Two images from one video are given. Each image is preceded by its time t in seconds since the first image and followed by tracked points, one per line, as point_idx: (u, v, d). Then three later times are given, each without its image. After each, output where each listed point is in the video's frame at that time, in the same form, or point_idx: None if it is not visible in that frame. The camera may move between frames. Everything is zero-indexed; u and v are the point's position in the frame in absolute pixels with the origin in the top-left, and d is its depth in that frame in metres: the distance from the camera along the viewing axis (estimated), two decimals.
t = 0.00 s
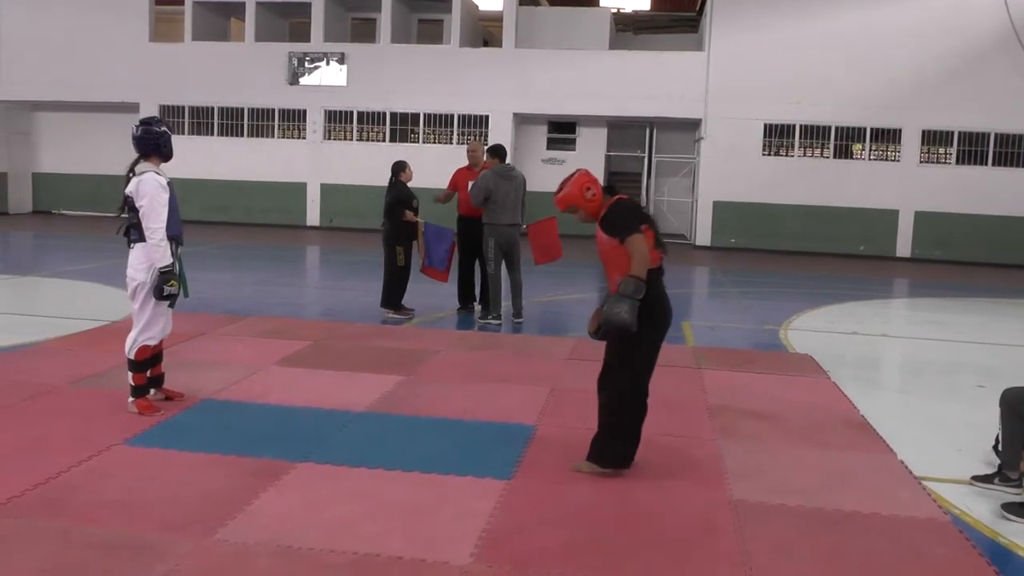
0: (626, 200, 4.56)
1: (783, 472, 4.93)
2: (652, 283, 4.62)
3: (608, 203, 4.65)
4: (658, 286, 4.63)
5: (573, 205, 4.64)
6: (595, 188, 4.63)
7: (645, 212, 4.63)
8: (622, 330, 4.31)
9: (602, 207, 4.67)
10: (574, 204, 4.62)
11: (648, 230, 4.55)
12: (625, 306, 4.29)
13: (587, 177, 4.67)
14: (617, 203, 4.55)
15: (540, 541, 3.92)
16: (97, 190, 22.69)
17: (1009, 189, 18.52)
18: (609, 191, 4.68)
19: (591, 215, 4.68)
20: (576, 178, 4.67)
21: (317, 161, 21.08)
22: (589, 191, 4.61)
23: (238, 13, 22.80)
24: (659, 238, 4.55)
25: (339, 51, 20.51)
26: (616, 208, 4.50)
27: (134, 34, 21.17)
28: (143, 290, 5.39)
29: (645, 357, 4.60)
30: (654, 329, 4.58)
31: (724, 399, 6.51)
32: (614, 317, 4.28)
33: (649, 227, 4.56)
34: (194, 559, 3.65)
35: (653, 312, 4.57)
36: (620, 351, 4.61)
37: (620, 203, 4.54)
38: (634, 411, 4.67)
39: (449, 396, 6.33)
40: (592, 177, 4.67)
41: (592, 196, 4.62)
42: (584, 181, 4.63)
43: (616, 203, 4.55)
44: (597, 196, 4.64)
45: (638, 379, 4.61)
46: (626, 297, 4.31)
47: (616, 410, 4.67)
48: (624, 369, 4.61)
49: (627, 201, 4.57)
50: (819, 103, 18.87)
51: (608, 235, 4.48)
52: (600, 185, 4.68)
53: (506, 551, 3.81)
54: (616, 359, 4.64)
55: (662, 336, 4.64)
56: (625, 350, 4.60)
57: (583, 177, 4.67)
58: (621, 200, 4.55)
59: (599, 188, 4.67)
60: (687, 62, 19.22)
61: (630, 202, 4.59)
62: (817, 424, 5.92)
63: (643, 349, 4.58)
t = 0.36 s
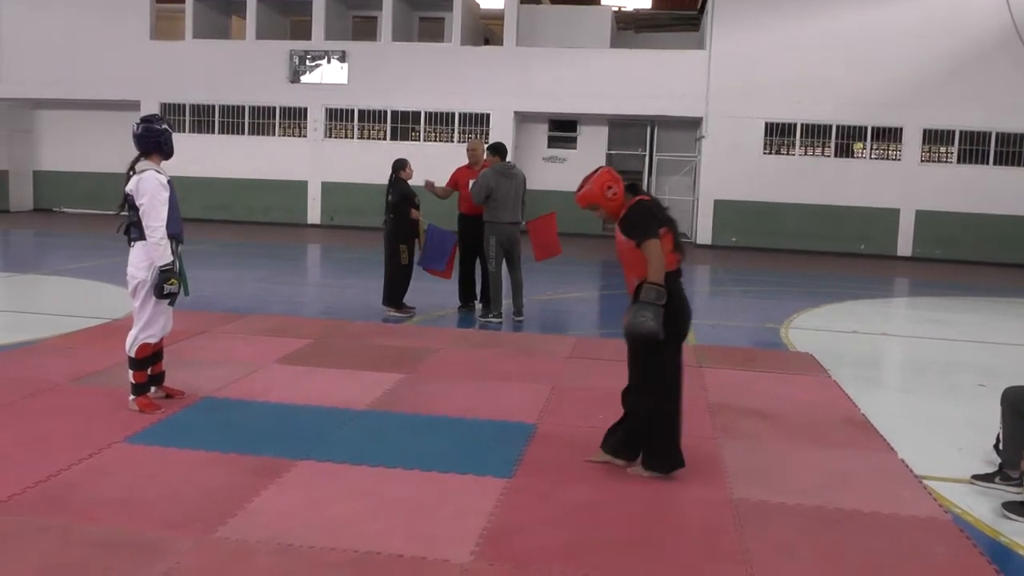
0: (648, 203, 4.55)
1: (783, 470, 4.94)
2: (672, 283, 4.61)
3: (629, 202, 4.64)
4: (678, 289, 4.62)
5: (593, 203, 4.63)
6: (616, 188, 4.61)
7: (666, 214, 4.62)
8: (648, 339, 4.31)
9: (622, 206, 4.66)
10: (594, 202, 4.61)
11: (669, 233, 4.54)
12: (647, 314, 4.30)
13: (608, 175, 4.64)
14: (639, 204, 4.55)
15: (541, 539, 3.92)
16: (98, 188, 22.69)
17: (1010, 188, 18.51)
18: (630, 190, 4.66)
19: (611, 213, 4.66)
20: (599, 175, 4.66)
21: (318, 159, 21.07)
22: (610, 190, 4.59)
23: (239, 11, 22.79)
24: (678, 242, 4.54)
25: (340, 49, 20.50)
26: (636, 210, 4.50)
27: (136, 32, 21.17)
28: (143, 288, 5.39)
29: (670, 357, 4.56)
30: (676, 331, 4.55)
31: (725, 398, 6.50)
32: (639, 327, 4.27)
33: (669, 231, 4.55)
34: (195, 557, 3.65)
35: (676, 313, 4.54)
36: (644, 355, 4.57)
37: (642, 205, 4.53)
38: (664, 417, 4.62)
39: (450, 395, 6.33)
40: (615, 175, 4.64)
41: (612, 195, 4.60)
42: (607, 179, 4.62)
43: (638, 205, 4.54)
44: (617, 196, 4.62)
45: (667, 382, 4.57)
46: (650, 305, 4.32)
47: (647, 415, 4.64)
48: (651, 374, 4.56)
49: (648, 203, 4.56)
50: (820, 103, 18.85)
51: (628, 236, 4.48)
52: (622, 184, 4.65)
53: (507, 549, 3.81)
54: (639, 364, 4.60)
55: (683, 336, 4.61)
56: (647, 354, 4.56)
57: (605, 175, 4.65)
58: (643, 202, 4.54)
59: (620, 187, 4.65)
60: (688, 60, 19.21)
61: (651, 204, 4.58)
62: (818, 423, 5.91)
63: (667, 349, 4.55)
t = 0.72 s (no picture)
0: (662, 205, 4.50)
1: (784, 468, 4.94)
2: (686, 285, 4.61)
3: (645, 203, 4.64)
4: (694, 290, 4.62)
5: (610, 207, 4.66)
6: (631, 192, 4.61)
7: (681, 213, 4.57)
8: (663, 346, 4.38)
9: (640, 207, 4.66)
10: (610, 204, 4.64)
11: (685, 235, 4.51)
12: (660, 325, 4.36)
13: (622, 179, 4.65)
14: (653, 207, 4.50)
15: (542, 536, 3.93)
16: (100, 185, 22.70)
17: (1012, 186, 18.49)
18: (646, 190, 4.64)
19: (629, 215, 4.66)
20: (614, 177, 4.67)
21: (319, 156, 21.07)
22: (624, 193, 4.61)
23: (241, 8, 22.79)
24: (695, 244, 4.51)
25: (342, 46, 20.50)
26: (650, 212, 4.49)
27: (138, 29, 21.17)
28: (145, 285, 5.40)
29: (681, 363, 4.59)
30: (689, 337, 4.59)
31: (727, 395, 6.50)
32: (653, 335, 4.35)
33: (685, 233, 4.51)
34: (197, 553, 3.65)
35: (691, 318, 4.57)
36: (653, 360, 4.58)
37: (656, 207, 4.48)
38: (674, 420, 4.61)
39: (451, 392, 6.33)
40: (629, 178, 4.64)
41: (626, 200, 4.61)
42: (622, 182, 4.63)
43: (652, 207, 4.49)
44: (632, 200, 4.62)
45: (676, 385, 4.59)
46: (662, 313, 4.37)
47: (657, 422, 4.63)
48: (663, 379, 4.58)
49: (662, 204, 4.52)
50: (822, 101, 18.84)
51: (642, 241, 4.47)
52: (637, 186, 4.64)
53: (508, 546, 3.82)
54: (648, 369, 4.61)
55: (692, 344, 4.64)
56: (659, 361, 4.57)
57: (620, 177, 4.66)
58: (657, 205, 4.50)
59: (636, 188, 4.64)
60: (690, 58, 19.20)
61: (666, 205, 4.53)
62: (820, 421, 5.91)
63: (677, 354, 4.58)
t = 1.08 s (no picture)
0: (663, 203, 4.52)
1: (785, 466, 4.94)
2: (690, 282, 4.63)
3: (645, 203, 4.64)
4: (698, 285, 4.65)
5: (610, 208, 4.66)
6: (630, 191, 4.61)
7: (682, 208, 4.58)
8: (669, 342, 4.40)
9: (639, 207, 4.67)
10: (611, 207, 4.64)
11: (687, 231, 4.53)
12: (666, 321, 4.38)
13: (619, 180, 4.64)
14: (654, 205, 4.52)
15: (542, 534, 3.93)
16: (101, 183, 22.69)
17: (1012, 184, 18.49)
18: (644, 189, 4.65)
19: (629, 215, 4.67)
20: (612, 179, 4.67)
21: (320, 155, 21.07)
22: (624, 194, 4.60)
23: (242, 6, 22.80)
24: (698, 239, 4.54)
25: (343, 44, 20.51)
26: (652, 210, 4.50)
27: (139, 27, 21.18)
28: (147, 283, 5.40)
29: (690, 361, 4.60)
30: (697, 331, 4.59)
31: (728, 393, 6.51)
32: (659, 331, 4.38)
33: (687, 228, 4.54)
34: (198, 551, 3.66)
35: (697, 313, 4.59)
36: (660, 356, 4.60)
37: (658, 205, 4.51)
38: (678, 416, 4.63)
39: (452, 390, 6.33)
40: (627, 178, 4.64)
41: (626, 199, 4.61)
42: (620, 183, 4.63)
43: (654, 206, 4.52)
44: (632, 199, 4.61)
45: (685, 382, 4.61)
46: (669, 309, 4.39)
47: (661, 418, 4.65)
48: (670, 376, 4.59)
49: (663, 202, 4.54)
50: (823, 99, 18.84)
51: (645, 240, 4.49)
52: (636, 185, 4.64)
53: (509, 544, 3.83)
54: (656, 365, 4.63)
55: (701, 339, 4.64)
56: (666, 357, 4.59)
57: (617, 179, 4.65)
58: (659, 203, 4.52)
59: (634, 188, 4.64)
60: (691, 57, 19.20)
61: (667, 202, 4.56)
62: (820, 418, 5.92)
63: (687, 352, 4.59)
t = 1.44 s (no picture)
0: (660, 196, 4.55)
1: (787, 465, 4.94)
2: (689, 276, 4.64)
3: (640, 199, 4.65)
4: (696, 279, 4.66)
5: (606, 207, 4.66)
6: (626, 188, 4.63)
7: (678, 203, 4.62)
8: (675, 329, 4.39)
9: (635, 205, 4.68)
10: (608, 205, 4.64)
11: (685, 223, 4.56)
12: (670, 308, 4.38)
13: (613, 178, 4.66)
14: (651, 199, 4.56)
15: (543, 534, 3.93)
16: (102, 183, 22.69)
17: (1013, 182, 18.47)
18: (639, 187, 4.67)
19: (624, 214, 4.68)
20: (606, 179, 4.68)
21: (321, 154, 21.07)
22: (619, 191, 4.62)
23: (242, 6, 22.82)
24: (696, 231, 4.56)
25: (343, 44, 20.52)
26: (649, 205, 4.53)
27: (139, 27, 21.18)
28: (148, 283, 5.40)
29: (691, 352, 4.60)
30: (697, 322, 4.60)
31: (729, 392, 6.50)
32: (663, 318, 4.36)
33: (685, 221, 4.57)
34: (199, 550, 3.66)
35: (697, 304, 4.60)
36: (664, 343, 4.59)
37: (655, 198, 4.54)
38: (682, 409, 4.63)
39: (453, 389, 6.33)
40: (622, 176, 4.66)
41: (622, 196, 4.62)
42: (615, 180, 4.64)
43: (651, 200, 4.54)
44: (628, 196, 4.62)
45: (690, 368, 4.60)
46: (672, 297, 4.38)
47: (667, 406, 4.63)
48: (674, 363, 4.58)
49: (661, 196, 4.57)
50: (823, 97, 18.83)
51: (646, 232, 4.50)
52: (630, 183, 4.67)
53: (510, 543, 3.83)
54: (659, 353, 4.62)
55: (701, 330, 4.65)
56: (669, 349, 4.58)
57: (612, 178, 4.67)
58: (656, 196, 4.55)
59: (629, 186, 4.66)
60: (692, 56, 19.20)
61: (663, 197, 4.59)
62: (821, 417, 5.92)
63: (691, 338, 4.59)
